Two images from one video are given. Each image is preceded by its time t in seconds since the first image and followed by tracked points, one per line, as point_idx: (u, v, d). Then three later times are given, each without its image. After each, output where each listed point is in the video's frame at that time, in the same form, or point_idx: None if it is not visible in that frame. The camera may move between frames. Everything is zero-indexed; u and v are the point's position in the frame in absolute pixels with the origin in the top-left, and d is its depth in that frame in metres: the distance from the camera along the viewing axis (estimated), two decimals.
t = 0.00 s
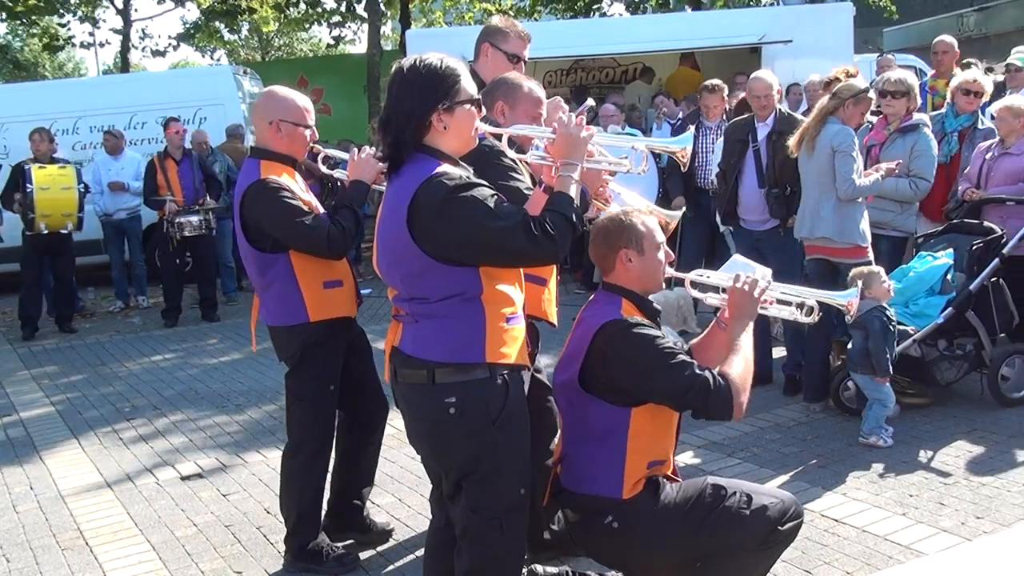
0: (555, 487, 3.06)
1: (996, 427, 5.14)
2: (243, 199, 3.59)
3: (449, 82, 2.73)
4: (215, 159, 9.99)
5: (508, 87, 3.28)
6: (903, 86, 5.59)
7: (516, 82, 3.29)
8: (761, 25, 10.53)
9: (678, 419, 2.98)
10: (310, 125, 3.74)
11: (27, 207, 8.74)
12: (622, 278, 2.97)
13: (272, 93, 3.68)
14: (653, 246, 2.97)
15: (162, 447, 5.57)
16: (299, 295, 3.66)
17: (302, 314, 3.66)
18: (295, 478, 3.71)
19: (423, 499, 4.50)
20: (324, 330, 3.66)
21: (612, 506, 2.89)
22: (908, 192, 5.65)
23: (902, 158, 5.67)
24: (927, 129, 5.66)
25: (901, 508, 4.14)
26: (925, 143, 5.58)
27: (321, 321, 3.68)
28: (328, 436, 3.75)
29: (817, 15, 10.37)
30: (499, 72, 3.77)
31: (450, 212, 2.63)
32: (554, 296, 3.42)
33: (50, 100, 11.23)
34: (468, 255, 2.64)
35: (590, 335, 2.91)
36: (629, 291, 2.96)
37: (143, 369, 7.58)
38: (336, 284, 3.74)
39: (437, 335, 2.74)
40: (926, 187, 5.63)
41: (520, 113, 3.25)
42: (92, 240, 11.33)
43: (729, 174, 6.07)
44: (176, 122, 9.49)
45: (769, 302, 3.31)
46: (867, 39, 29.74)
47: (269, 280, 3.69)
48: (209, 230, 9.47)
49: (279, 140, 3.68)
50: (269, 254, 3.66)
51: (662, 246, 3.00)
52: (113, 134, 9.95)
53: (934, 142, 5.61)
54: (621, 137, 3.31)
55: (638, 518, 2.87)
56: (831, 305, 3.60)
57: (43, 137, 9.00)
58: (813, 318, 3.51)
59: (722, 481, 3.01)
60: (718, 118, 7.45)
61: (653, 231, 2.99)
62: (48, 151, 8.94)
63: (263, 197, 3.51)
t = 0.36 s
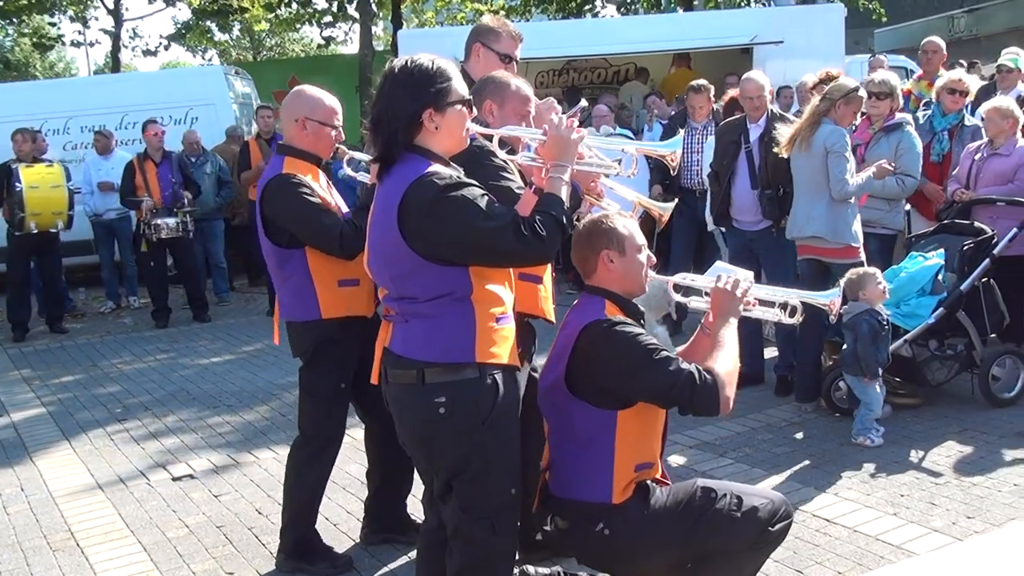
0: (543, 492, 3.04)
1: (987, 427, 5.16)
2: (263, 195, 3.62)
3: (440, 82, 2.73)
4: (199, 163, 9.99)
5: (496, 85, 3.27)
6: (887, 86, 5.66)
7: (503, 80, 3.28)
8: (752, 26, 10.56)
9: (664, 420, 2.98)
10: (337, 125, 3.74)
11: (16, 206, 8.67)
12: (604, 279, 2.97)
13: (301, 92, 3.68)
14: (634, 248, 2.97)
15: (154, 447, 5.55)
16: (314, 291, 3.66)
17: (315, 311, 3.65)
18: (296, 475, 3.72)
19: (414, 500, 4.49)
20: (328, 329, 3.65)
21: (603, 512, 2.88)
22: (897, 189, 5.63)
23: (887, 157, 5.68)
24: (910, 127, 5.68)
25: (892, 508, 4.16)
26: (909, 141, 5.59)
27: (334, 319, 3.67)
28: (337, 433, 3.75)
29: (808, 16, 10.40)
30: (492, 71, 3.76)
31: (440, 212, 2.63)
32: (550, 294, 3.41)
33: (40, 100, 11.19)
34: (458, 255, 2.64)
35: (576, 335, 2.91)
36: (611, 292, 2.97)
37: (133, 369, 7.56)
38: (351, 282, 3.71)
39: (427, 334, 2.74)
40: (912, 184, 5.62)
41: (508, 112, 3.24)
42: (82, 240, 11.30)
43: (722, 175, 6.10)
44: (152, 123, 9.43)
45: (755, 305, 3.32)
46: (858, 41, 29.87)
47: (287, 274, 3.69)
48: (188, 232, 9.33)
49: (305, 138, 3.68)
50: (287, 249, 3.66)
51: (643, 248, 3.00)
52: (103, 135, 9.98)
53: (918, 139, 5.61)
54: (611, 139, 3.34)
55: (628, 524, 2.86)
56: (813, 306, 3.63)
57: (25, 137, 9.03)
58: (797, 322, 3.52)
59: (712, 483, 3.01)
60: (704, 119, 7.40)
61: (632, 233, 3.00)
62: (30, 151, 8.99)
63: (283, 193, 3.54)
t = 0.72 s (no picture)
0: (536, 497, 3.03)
1: (982, 427, 5.17)
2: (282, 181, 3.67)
3: (428, 81, 2.73)
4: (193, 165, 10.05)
5: (486, 83, 3.26)
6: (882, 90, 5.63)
7: (494, 78, 3.27)
8: (748, 26, 10.57)
9: (657, 425, 2.97)
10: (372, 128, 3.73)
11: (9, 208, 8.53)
12: (599, 281, 2.98)
13: (342, 89, 3.70)
14: (630, 253, 2.99)
15: (149, 448, 5.54)
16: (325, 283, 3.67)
17: (324, 302, 3.67)
18: (302, 469, 3.71)
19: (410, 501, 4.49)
20: (333, 325, 3.65)
21: (595, 517, 2.88)
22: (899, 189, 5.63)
23: (885, 158, 5.69)
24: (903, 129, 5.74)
25: (888, 508, 4.16)
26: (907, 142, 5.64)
27: (342, 311, 3.66)
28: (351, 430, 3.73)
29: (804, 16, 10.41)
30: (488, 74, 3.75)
31: (428, 210, 2.63)
32: (549, 292, 3.41)
33: (35, 101, 11.17)
34: (445, 253, 2.63)
35: (566, 335, 2.91)
36: (603, 293, 2.98)
37: (128, 370, 7.55)
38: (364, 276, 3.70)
39: (415, 332, 2.74)
40: (913, 183, 5.63)
41: (500, 110, 3.24)
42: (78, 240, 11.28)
43: (718, 177, 6.10)
44: (144, 127, 9.46)
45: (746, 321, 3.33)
46: (853, 41, 29.91)
47: (300, 263, 3.72)
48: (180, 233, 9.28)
49: (337, 135, 3.69)
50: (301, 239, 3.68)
51: (639, 255, 3.02)
52: (97, 135, 10.01)
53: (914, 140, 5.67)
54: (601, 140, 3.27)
55: (620, 527, 2.86)
56: (808, 323, 3.63)
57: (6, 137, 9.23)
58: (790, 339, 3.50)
59: (704, 484, 3.01)
60: (700, 120, 7.41)
61: (629, 239, 3.01)
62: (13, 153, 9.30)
63: (296, 181, 3.59)
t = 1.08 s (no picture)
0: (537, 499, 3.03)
1: (981, 427, 5.17)
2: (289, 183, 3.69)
3: (413, 83, 2.73)
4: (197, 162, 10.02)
5: (482, 83, 3.26)
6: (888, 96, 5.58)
7: (489, 77, 3.27)
8: (747, 26, 10.58)
9: (658, 429, 2.98)
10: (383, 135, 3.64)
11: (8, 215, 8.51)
12: (602, 284, 2.98)
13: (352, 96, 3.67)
14: (638, 260, 2.99)
15: (148, 448, 5.54)
16: (329, 282, 3.68)
17: (328, 302, 3.69)
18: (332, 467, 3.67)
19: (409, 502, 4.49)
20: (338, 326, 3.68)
21: (594, 518, 2.88)
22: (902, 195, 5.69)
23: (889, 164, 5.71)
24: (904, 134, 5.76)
25: (887, 508, 4.16)
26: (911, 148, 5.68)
27: (345, 311, 3.68)
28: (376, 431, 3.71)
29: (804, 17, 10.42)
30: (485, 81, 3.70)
31: (412, 210, 2.63)
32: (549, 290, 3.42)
33: (34, 101, 11.17)
34: (430, 252, 2.63)
35: (564, 335, 2.92)
36: (604, 294, 2.98)
37: (128, 370, 7.55)
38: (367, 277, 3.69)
39: (400, 330, 2.75)
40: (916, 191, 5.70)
41: (495, 110, 3.24)
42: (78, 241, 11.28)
43: (716, 176, 6.11)
44: (151, 123, 9.44)
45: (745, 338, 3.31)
46: (852, 41, 29.96)
47: (305, 263, 3.74)
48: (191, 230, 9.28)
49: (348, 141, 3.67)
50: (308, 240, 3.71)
51: (645, 264, 3.02)
52: (96, 136, 10.00)
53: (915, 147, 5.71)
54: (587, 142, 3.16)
55: (618, 528, 2.86)
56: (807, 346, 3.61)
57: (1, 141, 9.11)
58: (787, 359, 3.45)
59: (704, 484, 3.01)
60: (701, 121, 7.51)
61: (638, 244, 3.01)
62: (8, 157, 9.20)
63: (300, 185, 3.60)
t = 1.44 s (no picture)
0: (539, 497, 3.03)
1: (982, 427, 5.17)
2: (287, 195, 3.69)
3: (402, 85, 2.73)
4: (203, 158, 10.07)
5: (488, 82, 3.26)
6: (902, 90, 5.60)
7: (495, 77, 3.27)
8: (747, 26, 10.58)
9: (659, 427, 2.97)
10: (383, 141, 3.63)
11: (16, 218, 8.48)
12: (601, 282, 2.98)
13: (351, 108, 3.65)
14: (634, 255, 2.99)
15: (150, 448, 5.55)
16: (328, 290, 3.67)
17: (328, 311, 3.69)
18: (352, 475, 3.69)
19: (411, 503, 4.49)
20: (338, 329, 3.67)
21: (595, 515, 2.88)
22: (910, 189, 5.71)
23: (899, 159, 5.72)
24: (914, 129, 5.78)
25: (888, 508, 4.16)
26: (921, 143, 5.69)
27: (343, 318, 3.66)
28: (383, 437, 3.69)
29: (804, 17, 10.42)
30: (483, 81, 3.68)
31: (404, 211, 2.63)
32: (547, 290, 3.42)
33: (34, 101, 11.17)
34: (424, 251, 2.63)
35: (565, 333, 2.93)
36: (604, 293, 2.98)
37: (129, 370, 7.56)
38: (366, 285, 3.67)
39: (396, 331, 2.75)
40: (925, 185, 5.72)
41: (501, 110, 3.24)
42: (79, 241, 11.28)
43: (717, 176, 6.12)
44: (164, 123, 9.37)
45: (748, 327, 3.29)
46: (853, 41, 29.95)
47: (305, 274, 3.75)
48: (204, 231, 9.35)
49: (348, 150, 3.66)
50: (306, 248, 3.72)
51: (642, 257, 3.02)
52: (97, 136, 9.98)
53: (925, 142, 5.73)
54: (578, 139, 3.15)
55: (619, 525, 2.86)
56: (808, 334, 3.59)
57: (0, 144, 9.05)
58: (789, 349, 3.45)
59: (705, 483, 3.01)
60: (703, 121, 7.48)
61: (634, 240, 3.01)
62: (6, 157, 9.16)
63: (299, 193, 3.60)
